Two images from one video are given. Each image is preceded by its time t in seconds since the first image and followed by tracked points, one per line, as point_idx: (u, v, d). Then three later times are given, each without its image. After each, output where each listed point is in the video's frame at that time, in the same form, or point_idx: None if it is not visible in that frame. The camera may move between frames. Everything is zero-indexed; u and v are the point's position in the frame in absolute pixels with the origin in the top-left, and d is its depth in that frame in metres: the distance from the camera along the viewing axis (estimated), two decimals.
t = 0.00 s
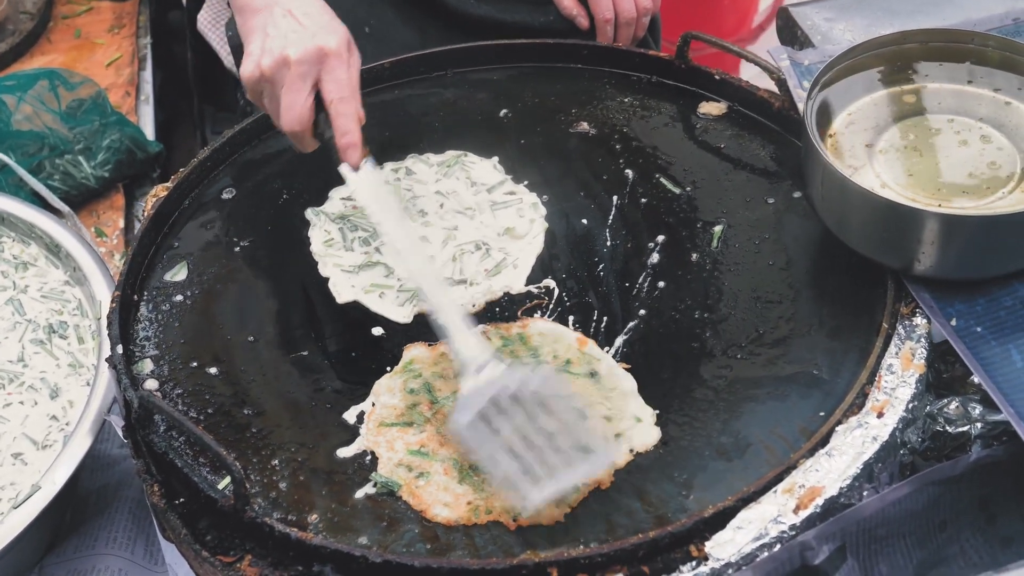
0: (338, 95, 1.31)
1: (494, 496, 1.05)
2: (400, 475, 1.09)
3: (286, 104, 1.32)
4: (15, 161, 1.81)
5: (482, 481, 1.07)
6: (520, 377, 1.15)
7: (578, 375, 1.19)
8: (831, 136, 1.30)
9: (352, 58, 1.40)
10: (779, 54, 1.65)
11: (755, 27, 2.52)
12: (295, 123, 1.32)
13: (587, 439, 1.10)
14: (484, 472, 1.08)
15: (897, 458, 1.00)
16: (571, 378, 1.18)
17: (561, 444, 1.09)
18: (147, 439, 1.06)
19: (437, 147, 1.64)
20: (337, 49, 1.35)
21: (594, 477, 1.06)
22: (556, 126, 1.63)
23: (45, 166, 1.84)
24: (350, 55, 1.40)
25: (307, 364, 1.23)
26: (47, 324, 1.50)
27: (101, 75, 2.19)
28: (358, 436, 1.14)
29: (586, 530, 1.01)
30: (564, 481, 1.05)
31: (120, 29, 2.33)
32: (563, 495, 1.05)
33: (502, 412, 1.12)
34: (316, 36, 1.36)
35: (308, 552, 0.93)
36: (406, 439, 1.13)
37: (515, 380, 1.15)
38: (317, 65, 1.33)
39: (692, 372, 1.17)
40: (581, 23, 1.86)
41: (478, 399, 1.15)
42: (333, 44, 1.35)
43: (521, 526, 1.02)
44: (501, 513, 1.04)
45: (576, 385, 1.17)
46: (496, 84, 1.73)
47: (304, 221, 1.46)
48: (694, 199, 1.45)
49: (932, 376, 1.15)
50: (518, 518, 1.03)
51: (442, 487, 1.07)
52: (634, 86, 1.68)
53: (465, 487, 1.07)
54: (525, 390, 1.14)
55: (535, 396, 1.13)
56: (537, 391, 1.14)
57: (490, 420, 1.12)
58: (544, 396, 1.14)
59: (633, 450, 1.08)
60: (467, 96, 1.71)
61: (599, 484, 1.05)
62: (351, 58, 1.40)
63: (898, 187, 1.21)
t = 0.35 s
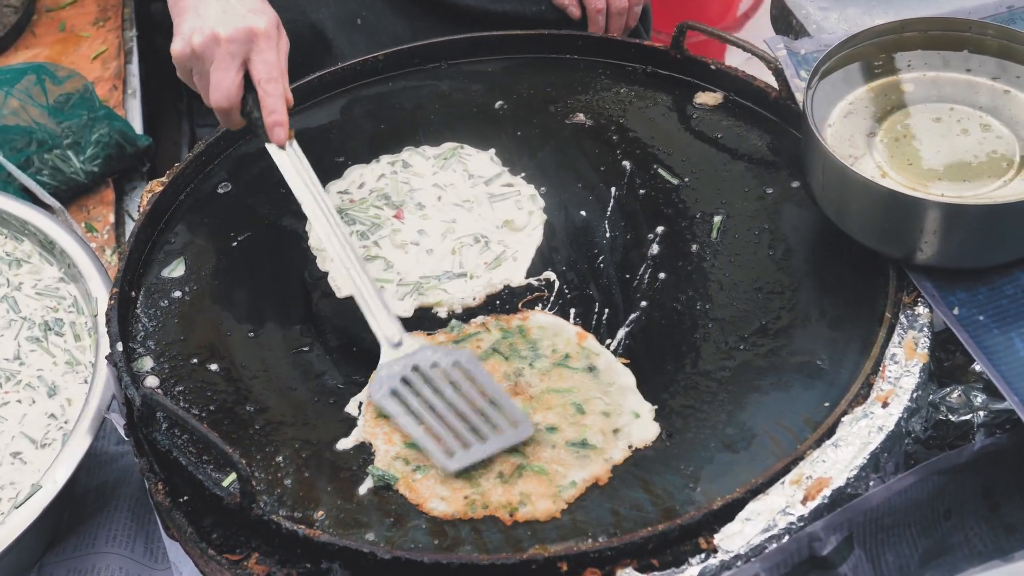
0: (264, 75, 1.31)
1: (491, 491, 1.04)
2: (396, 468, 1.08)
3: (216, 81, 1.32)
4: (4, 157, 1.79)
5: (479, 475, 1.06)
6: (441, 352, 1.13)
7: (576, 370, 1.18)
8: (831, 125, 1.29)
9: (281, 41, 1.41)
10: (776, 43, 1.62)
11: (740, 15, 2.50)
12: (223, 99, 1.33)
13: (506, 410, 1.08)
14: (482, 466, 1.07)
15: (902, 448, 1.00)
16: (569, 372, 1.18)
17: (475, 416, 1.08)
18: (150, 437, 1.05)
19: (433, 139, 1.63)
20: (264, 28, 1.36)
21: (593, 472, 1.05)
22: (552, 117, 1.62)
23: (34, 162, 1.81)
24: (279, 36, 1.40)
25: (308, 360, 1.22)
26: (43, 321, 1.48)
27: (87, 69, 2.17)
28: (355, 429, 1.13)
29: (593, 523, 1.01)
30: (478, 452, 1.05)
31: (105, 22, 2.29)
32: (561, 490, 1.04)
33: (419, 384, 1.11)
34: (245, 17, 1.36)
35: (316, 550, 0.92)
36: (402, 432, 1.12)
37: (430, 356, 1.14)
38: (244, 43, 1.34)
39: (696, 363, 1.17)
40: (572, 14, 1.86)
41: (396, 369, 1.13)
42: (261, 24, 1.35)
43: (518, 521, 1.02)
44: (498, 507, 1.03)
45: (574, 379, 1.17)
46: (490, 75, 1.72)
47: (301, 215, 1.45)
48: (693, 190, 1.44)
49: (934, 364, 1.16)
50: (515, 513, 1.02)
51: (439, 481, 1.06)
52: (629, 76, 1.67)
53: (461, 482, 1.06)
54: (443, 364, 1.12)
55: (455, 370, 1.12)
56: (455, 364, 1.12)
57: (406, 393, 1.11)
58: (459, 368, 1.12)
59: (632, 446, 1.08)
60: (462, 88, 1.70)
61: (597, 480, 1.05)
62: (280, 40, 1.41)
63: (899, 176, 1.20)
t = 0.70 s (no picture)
0: (338, 76, 1.28)
1: (506, 492, 1.04)
2: (411, 469, 1.07)
3: (287, 88, 1.29)
4: None
5: (494, 477, 1.06)
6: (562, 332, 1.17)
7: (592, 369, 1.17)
8: (837, 119, 1.29)
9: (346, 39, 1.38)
10: (777, 37, 1.59)
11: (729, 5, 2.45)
12: (296, 107, 1.29)
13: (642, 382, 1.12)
14: (496, 468, 1.07)
15: (917, 442, 1.00)
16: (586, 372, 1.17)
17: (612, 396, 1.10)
18: (160, 443, 1.04)
19: (434, 137, 1.62)
20: (330, 29, 1.32)
21: (608, 474, 1.05)
22: (553, 113, 1.61)
23: (26, 164, 1.79)
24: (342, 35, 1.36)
25: (315, 362, 1.21)
26: (44, 327, 1.47)
27: (77, 68, 2.14)
28: (370, 428, 1.12)
29: (610, 523, 1.00)
30: (628, 427, 1.07)
31: (93, 21, 2.27)
32: (576, 491, 1.03)
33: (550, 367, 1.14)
34: (308, 18, 1.33)
35: (331, 555, 0.92)
36: (417, 432, 1.11)
37: (552, 338, 1.16)
38: (311, 47, 1.30)
39: (706, 360, 1.16)
40: (568, 8, 1.86)
41: (522, 354, 1.15)
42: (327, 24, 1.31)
43: (533, 523, 1.01)
44: (513, 509, 1.03)
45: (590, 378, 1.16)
46: (489, 71, 1.70)
47: (303, 216, 1.44)
48: (697, 185, 1.43)
49: (942, 359, 1.12)
50: (531, 514, 1.02)
51: (453, 482, 1.06)
52: (630, 71, 1.66)
53: (476, 483, 1.05)
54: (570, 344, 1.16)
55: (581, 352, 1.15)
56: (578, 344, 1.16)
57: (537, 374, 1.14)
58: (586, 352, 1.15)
59: (647, 446, 1.07)
60: (462, 85, 1.69)
61: (612, 481, 1.04)
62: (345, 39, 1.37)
63: (906, 169, 1.19)
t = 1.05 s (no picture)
0: (292, 98, 1.28)
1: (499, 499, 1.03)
2: (406, 470, 1.07)
3: (242, 108, 1.30)
4: None
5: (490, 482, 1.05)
6: (476, 390, 1.07)
7: (597, 377, 1.16)
8: (846, 118, 1.28)
9: (311, 60, 1.37)
10: (782, 36, 1.59)
11: None
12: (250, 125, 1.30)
13: (543, 457, 1.01)
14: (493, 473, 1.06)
15: (934, 442, 1.00)
16: (590, 380, 1.16)
17: (510, 467, 1.01)
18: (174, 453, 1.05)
19: (438, 140, 1.61)
20: (290, 50, 1.32)
21: (605, 484, 1.04)
22: (558, 114, 1.60)
23: (22, 170, 1.76)
24: (306, 55, 1.35)
25: (327, 369, 1.20)
26: (49, 336, 1.46)
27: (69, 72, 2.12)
28: (367, 426, 1.13)
29: (630, 528, 0.99)
30: (511, 507, 0.97)
31: (85, 24, 2.25)
32: (570, 500, 1.02)
33: (456, 431, 1.04)
34: (270, 38, 1.33)
35: (352, 563, 0.92)
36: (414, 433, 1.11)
37: (470, 394, 1.07)
38: (270, 67, 1.30)
39: (720, 361, 1.16)
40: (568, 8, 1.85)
41: (430, 411, 1.06)
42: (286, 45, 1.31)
43: (524, 531, 1.00)
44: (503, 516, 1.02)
45: (594, 387, 1.15)
46: (493, 73, 1.70)
47: (310, 221, 1.43)
48: (705, 185, 1.43)
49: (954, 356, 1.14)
50: (521, 522, 1.01)
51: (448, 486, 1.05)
52: (633, 71, 1.66)
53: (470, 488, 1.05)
54: (481, 405, 1.06)
55: (491, 410, 1.06)
56: (492, 407, 1.06)
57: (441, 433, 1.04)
58: (500, 412, 1.05)
59: (648, 459, 1.06)
60: (465, 86, 1.68)
61: (608, 493, 1.03)
62: (310, 59, 1.37)
63: (917, 168, 1.19)
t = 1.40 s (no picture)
0: (275, 74, 1.25)
1: (508, 500, 1.03)
2: (414, 471, 1.07)
3: (222, 87, 1.24)
4: None
5: (497, 483, 1.05)
6: (496, 329, 1.15)
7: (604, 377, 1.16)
8: (851, 118, 1.28)
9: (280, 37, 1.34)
10: (785, 35, 1.61)
11: None
12: (234, 105, 1.24)
13: (580, 371, 1.11)
14: (501, 474, 1.06)
15: (943, 443, 1.00)
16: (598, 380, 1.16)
17: (550, 389, 1.10)
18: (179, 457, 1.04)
19: (439, 139, 1.60)
20: (264, 25, 1.28)
21: (613, 487, 1.03)
22: (558, 114, 1.59)
23: (14, 170, 1.76)
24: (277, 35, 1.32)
25: (330, 372, 1.19)
26: (47, 338, 1.44)
27: (58, 71, 2.10)
28: (374, 425, 1.12)
29: (641, 530, 0.99)
30: (571, 416, 1.08)
31: (74, 22, 2.22)
32: (580, 501, 1.02)
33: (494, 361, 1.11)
34: (243, 15, 1.28)
35: (361, 568, 0.92)
36: (422, 434, 1.10)
37: (494, 332, 1.15)
38: (246, 43, 1.26)
39: (728, 362, 1.16)
40: (565, 4, 1.82)
41: (459, 350, 1.13)
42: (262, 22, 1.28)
43: (533, 533, 1.00)
44: (513, 516, 1.02)
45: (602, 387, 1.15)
46: (492, 72, 1.69)
47: (310, 222, 1.42)
48: (708, 184, 1.42)
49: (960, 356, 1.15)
50: (531, 523, 1.01)
51: (456, 487, 1.05)
52: (634, 70, 1.65)
53: (478, 489, 1.04)
54: (507, 340, 1.14)
55: (518, 342, 1.14)
56: (516, 338, 1.14)
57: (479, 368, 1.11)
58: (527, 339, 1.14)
59: (656, 461, 1.06)
60: (465, 86, 1.67)
61: (617, 495, 1.03)
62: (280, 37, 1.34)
63: (924, 167, 1.19)
